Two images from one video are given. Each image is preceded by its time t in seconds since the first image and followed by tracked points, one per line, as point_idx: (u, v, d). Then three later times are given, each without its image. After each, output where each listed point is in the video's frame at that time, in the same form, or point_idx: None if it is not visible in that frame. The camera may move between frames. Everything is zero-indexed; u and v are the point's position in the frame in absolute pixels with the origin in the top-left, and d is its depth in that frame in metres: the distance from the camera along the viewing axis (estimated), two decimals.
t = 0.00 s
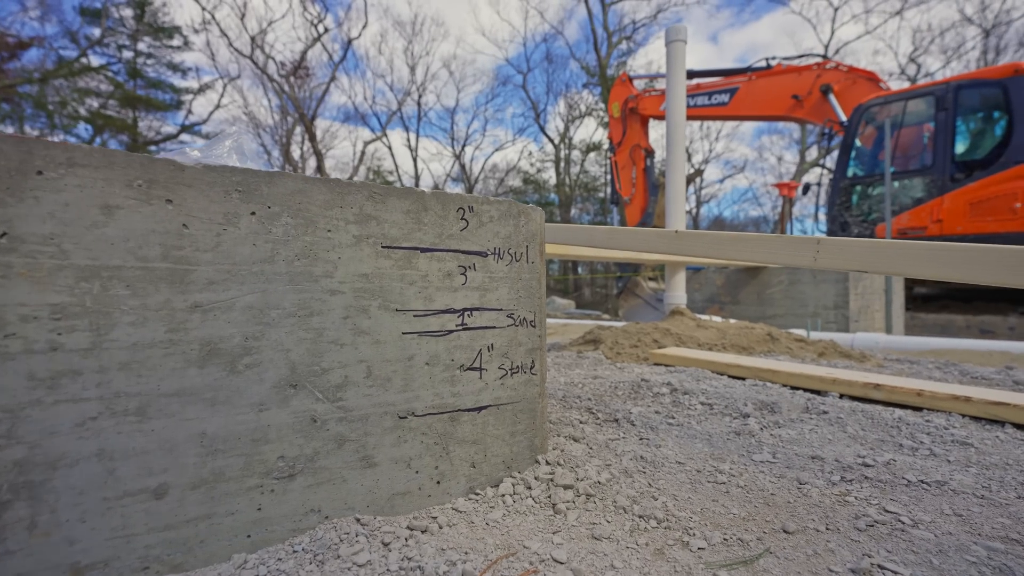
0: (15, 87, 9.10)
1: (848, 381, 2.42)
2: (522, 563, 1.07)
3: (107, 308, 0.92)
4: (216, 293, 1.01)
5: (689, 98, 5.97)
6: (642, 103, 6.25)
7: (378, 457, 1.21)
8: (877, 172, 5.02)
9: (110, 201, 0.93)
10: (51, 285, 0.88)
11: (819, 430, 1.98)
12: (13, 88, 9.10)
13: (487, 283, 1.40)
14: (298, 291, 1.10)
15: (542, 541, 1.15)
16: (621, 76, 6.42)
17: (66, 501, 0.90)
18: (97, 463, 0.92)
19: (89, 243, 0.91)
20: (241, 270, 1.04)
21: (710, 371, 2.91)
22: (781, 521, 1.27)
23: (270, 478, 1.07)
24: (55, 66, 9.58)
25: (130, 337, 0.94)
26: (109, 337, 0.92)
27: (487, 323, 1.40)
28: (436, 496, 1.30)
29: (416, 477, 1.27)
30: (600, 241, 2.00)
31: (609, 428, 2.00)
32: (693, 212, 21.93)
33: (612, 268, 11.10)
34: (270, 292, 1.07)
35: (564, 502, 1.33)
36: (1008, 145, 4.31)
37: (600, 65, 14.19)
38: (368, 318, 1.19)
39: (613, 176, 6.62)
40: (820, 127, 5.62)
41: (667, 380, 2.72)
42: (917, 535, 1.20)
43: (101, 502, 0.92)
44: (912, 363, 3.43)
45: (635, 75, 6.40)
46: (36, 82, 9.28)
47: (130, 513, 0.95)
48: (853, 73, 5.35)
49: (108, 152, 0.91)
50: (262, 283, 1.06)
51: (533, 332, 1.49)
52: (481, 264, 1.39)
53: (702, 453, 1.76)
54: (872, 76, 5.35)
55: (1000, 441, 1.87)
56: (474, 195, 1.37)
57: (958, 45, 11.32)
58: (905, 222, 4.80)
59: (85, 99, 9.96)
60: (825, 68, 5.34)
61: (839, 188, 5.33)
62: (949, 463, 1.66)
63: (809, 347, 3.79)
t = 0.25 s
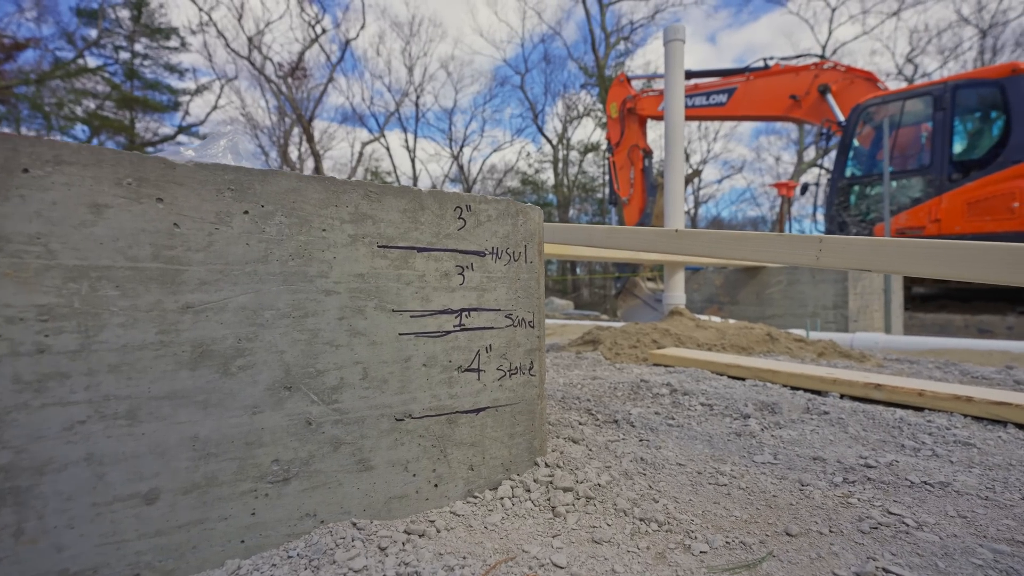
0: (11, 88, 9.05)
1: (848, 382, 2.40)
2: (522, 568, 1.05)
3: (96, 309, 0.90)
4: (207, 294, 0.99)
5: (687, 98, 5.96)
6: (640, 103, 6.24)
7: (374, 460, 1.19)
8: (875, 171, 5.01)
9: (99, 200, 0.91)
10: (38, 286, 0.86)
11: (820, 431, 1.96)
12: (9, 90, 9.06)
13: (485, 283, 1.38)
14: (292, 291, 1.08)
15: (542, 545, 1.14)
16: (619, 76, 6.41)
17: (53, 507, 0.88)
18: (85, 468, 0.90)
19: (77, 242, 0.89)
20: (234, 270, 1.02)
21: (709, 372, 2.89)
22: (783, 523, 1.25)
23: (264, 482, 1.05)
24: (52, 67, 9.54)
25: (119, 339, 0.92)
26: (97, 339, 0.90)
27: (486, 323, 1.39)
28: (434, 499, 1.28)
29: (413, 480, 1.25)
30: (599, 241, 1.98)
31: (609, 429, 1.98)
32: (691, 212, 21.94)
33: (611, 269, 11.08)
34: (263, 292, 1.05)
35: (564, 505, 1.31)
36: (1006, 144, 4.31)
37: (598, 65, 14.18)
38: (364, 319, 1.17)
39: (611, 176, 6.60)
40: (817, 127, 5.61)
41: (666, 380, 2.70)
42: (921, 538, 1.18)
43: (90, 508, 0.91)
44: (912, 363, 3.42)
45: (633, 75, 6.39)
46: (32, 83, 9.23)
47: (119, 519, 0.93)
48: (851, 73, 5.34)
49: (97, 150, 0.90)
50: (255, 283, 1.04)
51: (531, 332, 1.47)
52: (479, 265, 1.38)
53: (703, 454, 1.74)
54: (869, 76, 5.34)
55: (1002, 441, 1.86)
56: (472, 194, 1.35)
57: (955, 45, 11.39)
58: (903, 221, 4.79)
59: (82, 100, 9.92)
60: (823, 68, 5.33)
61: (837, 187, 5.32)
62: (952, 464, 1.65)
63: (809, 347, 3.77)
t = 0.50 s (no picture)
0: (10, 89, 9.03)
1: (851, 381, 2.39)
2: (524, 570, 1.03)
3: (91, 307, 0.89)
4: (205, 292, 0.98)
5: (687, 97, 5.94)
6: (640, 102, 6.22)
7: (374, 460, 1.17)
8: (876, 170, 4.99)
9: (93, 196, 0.89)
10: (32, 284, 0.85)
11: (823, 430, 1.94)
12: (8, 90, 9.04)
13: (486, 281, 1.37)
14: (291, 289, 1.06)
15: (545, 547, 1.12)
16: (619, 75, 6.39)
17: (49, 509, 0.87)
18: (80, 469, 0.88)
19: (71, 239, 0.87)
20: (232, 267, 1.01)
21: (711, 371, 2.88)
22: (789, 524, 1.24)
23: (262, 482, 1.04)
24: (51, 67, 9.51)
25: (115, 337, 0.90)
26: (93, 338, 0.89)
27: (487, 322, 1.37)
28: (435, 500, 1.27)
29: (414, 480, 1.23)
30: (600, 239, 1.97)
31: (610, 429, 1.96)
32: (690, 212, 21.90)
33: (611, 268, 11.06)
34: (262, 290, 1.03)
35: (566, 506, 1.29)
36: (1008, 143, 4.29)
37: (597, 65, 14.15)
38: (364, 317, 1.16)
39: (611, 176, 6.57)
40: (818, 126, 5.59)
41: (668, 380, 2.68)
42: (929, 538, 1.17)
43: (86, 510, 0.89)
44: (914, 363, 3.40)
45: (633, 74, 6.37)
46: (31, 84, 9.21)
47: (116, 520, 0.91)
48: (851, 71, 5.32)
49: (92, 146, 0.88)
50: (253, 281, 1.03)
51: (532, 331, 1.46)
52: (480, 262, 1.36)
53: (706, 455, 1.72)
54: (869, 74, 5.32)
55: (1007, 441, 1.84)
56: (472, 191, 1.34)
57: (955, 45, 10.87)
58: (904, 220, 4.77)
59: (81, 100, 9.90)
60: (823, 67, 5.32)
61: (838, 186, 5.30)
62: (958, 464, 1.63)
63: (810, 346, 3.76)
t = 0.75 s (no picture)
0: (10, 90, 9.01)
1: (855, 382, 2.37)
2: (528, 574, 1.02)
3: (87, 308, 0.87)
4: (203, 293, 0.96)
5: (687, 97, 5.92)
6: (640, 102, 6.20)
7: (375, 462, 1.16)
8: (878, 169, 4.97)
9: (90, 194, 0.88)
10: (27, 285, 0.83)
11: (828, 431, 1.93)
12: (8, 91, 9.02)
13: (488, 281, 1.35)
14: (290, 289, 1.05)
15: (548, 550, 1.11)
16: (619, 75, 6.37)
17: (45, 513, 0.85)
18: (77, 472, 0.87)
19: (68, 239, 0.86)
20: (231, 267, 0.99)
21: (713, 372, 2.86)
22: (795, 527, 1.22)
23: (261, 485, 1.02)
24: (51, 68, 9.49)
25: (112, 338, 0.89)
26: (89, 339, 0.87)
27: (489, 322, 1.36)
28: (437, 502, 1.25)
29: (416, 483, 1.22)
30: (603, 239, 1.95)
31: (613, 430, 1.95)
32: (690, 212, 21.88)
33: (612, 268, 11.04)
34: (262, 290, 1.02)
35: (569, 508, 1.27)
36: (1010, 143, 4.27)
37: (597, 65, 14.13)
38: (365, 318, 1.14)
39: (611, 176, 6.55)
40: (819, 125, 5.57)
41: (670, 380, 2.66)
42: (938, 542, 1.15)
43: (83, 514, 0.88)
44: (917, 363, 3.38)
45: (633, 74, 6.35)
46: (32, 84, 9.19)
47: (113, 524, 0.90)
48: (852, 70, 5.29)
49: (88, 144, 0.87)
50: (253, 281, 1.01)
51: (533, 332, 1.44)
52: (482, 262, 1.34)
53: (710, 456, 1.71)
54: (870, 73, 5.30)
55: (1014, 442, 1.83)
56: (474, 190, 1.32)
57: (955, 44, 10.82)
58: (906, 219, 4.76)
59: (81, 101, 9.88)
60: (824, 66, 5.30)
61: (840, 186, 5.28)
62: (964, 465, 1.62)
63: (812, 346, 3.74)
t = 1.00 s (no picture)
0: (8, 88, 9.00)
1: (854, 382, 2.39)
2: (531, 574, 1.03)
3: (97, 314, 0.88)
4: (211, 298, 0.98)
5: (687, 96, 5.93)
6: (640, 101, 6.22)
7: (379, 464, 1.17)
8: (877, 169, 4.97)
9: (100, 203, 0.89)
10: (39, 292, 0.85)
11: (827, 431, 1.94)
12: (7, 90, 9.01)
13: (491, 285, 1.36)
14: (296, 294, 1.06)
15: (551, 551, 1.12)
16: (619, 74, 6.38)
17: (56, 517, 0.87)
18: (88, 476, 0.88)
19: (78, 246, 0.87)
20: (238, 273, 1.01)
21: (713, 372, 2.88)
22: (794, 528, 1.24)
23: (267, 487, 1.03)
24: (49, 67, 9.48)
25: (122, 344, 0.90)
26: (100, 345, 0.89)
27: (492, 326, 1.37)
28: (440, 504, 1.27)
29: (420, 484, 1.23)
30: (605, 242, 1.96)
31: (613, 431, 1.96)
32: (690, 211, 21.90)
33: (611, 268, 11.05)
34: (268, 296, 1.04)
35: (570, 509, 1.29)
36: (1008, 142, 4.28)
37: (596, 65, 14.15)
38: (369, 322, 1.16)
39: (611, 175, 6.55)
40: (818, 125, 5.58)
41: (670, 380, 2.68)
42: (935, 542, 1.17)
43: (94, 517, 0.89)
44: (916, 362, 3.40)
45: (632, 73, 6.36)
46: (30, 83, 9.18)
47: (123, 527, 0.91)
48: (852, 70, 5.30)
49: (98, 153, 0.88)
50: (260, 287, 1.03)
51: (535, 335, 1.45)
52: (485, 266, 1.36)
53: (710, 457, 1.72)
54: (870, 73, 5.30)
55: (1012, 442, 1.84)
56: (477, 194, 1.34)
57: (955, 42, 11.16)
58: (905, 219, 4.77)
59: (80, 100, 9.87)
60: (823, 65, 5.31)
61: (839, 185, 5.30)
62: (961, 466, 1.63)
63: (811, 346, 3.76)
